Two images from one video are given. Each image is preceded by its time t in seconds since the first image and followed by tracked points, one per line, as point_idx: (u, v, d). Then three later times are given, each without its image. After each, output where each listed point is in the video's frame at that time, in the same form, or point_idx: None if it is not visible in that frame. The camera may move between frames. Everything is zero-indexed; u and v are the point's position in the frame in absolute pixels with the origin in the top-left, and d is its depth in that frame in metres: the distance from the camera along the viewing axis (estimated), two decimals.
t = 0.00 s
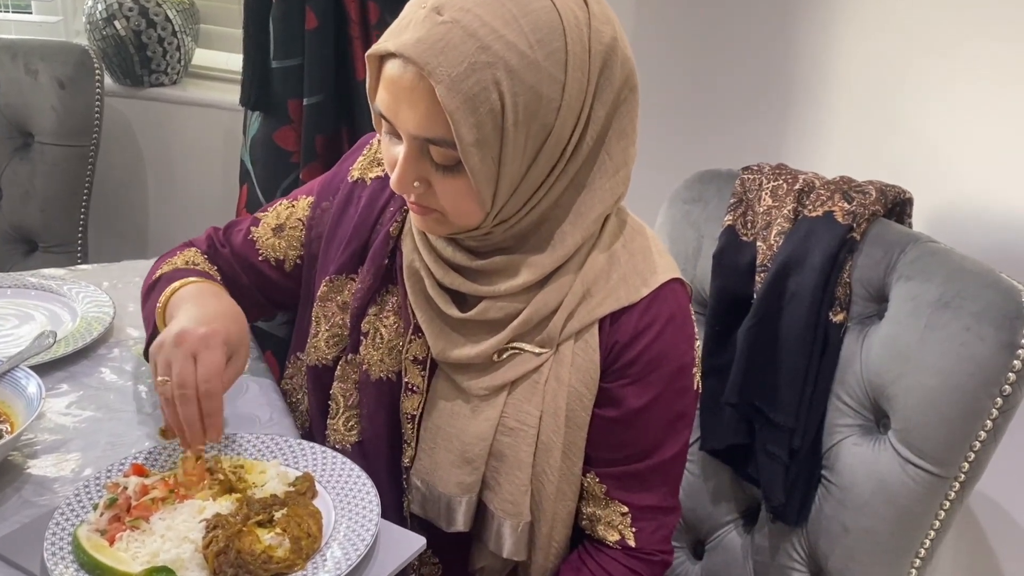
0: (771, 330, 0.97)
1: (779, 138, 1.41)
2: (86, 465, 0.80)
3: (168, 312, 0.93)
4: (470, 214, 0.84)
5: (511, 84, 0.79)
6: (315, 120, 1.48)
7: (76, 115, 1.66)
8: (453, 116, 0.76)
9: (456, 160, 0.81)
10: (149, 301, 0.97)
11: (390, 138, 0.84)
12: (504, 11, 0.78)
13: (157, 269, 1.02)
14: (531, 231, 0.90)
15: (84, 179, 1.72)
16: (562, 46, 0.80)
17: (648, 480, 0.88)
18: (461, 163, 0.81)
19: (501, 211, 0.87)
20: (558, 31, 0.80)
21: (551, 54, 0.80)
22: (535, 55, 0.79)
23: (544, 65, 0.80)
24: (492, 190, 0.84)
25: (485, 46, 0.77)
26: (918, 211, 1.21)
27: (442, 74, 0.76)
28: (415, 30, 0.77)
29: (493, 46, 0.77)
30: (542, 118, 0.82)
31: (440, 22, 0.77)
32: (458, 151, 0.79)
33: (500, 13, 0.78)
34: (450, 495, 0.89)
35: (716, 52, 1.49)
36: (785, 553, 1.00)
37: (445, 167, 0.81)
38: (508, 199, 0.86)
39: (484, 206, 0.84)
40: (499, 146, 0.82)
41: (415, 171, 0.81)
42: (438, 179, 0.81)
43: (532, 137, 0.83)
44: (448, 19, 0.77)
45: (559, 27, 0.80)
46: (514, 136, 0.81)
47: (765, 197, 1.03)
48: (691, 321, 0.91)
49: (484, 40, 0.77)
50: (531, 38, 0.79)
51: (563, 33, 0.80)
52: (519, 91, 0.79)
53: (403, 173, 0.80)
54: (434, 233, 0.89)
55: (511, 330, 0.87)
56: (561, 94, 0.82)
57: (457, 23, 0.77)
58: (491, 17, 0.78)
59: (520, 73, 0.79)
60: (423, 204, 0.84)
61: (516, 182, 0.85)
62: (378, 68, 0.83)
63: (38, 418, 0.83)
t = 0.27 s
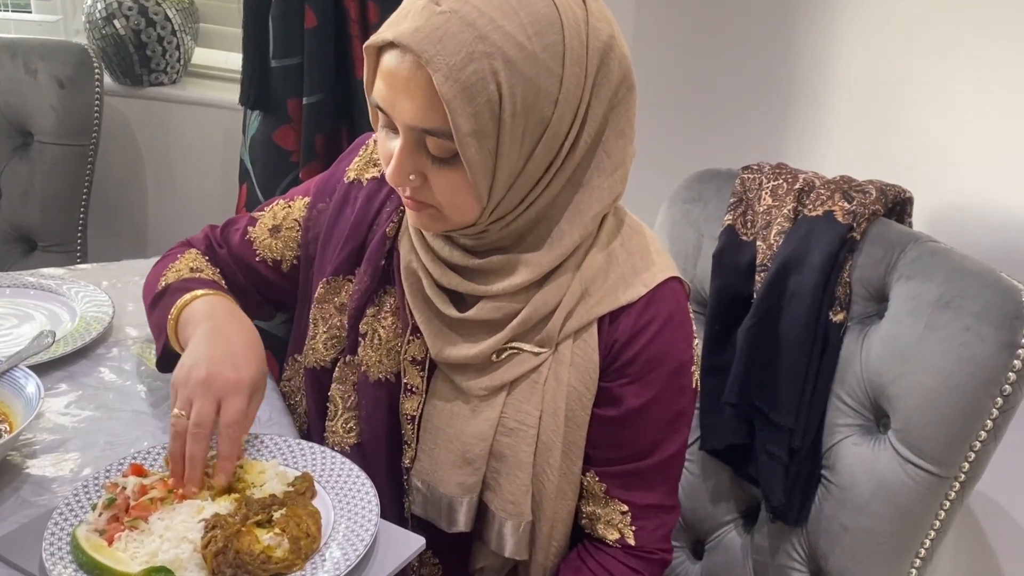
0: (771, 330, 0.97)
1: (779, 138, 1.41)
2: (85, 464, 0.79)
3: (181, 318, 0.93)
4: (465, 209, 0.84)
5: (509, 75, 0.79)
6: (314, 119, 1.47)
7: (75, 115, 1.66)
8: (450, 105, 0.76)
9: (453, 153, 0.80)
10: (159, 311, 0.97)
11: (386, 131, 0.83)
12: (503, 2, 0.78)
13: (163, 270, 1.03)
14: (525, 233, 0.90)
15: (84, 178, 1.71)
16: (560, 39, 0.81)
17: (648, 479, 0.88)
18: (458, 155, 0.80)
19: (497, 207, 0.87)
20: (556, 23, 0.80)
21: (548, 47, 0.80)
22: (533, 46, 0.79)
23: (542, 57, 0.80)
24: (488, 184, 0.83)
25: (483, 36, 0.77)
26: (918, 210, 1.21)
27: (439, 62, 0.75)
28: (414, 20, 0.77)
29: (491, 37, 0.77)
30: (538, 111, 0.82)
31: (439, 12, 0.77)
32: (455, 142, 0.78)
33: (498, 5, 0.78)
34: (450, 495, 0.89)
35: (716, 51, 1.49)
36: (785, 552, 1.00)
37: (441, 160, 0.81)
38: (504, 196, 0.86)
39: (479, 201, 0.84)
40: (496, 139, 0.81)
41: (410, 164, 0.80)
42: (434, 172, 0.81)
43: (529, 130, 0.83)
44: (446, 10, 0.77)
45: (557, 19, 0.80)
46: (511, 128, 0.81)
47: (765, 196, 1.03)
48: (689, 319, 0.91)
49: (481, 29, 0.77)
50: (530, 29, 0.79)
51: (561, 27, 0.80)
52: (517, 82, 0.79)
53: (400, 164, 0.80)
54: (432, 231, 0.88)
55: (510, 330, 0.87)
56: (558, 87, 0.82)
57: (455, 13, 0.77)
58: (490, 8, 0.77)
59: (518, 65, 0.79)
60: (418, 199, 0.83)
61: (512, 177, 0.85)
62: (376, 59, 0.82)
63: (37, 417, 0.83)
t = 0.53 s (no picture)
0: (770, 329, 0.97)
1: (779, 137, 1.41)
2: (84, 463, 0.79)
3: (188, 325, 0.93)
4: (450, 190, 0.83)
5: (498, 46, 0.79)
6: (314, 118, 1.47)
7: (75, 114, 1.66)
8: (438, 68, 0.76)
9: (438, 124, 0.80)
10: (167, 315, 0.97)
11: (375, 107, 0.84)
12: None
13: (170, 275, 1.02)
14: (511, 233, 0.90)
15: (84, 177, 1.71)
16: (550, 20, 0.81)
17: (647, 479, 0.88)
18: (444, 128, 0.80)
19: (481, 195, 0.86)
20: (548, 7, 0.81)
21: (538, 25, 0.81)
22: (522, 22, 0.80)
23: (533, 32, 0.80)
24: (474, 164, 0.83)
25: (473, 5, 0.78)
26: (918, 209, 1.21)
27: (429, 26, 0.76)
28: None
29: (482, 7, 0.78)
30: (525, 90, 0.82)
31: None
32: (442, 108, 0.78)
33: None
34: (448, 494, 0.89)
35: (716, 50, 1.49)
36: (785, 552, 1.00)
37: (427, 133, 0.81)
38: (490, 179, 0.85)
39: (466, 179, 0.83)
40: (484, 113, 0.81)
41: (395, 133, 0.80)
42: (420, 146, 0.81)
43: (517, 108, 0.83)
44: None
45: (549, 7, 0.81)
46: (497, 103, 0.81)
47: (764, 195, 1.03)
48: (685, 319, 0.91)
49: None
50: (518, 5, 0.80)
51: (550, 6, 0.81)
52: (505, 56, 0.79)
53: (387, 135, 0.80)
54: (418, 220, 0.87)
55: (506, 331, 0.87)
56: (548, 67, 0.82)
57: None
58: None
59: (507, 36, 0.79)
60: (402, 178, 0.82)
61: (497, 161, 0.85)
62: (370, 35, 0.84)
63: (35, 416, 0.83)
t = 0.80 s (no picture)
0: (771, 328, 0.97)
1: (780, 135, 1.41)
2: (85, 461, 0.79)
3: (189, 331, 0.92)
4: (442, 181, 0.84)
5: (491, 32, 0.79)
6: (315, 116, 1.47)
7: (76, 112, 1.66)
8: (430, 53, 0.77)
9: (431, 112, 0.81)
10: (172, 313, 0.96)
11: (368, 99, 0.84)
12: None
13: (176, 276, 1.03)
14: (504, 233, 0.90)
15: (84, 175, 1.71)
16: (545, 12, 0.82)
17: (646, 479, 0.88)
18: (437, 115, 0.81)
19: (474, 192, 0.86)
20: None
21: (533, 14, 0.81)
22: (516, 11, 0.80)
23: (527, 22, 0.81)
24: (467, 154, 0.83)
25: None
26: (918, 208, 1.20)
27: (422, 11, 0.77)
28: None
29: None
30: (519, 80, 0.82)
31: None
32: (434, 95, 0.78)
33: None
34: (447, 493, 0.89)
35: (717, 48, 1.48)
36: (785, 551, 1.00)
37: (421, 120, 0.81)
38: (482, 173, 0.85)
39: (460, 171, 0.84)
40: (477, 102, 0.81)
41: (387, 120, 0.80)
42: (412, 134, 0.81)
43: (510, 99, 0.83)
44: None
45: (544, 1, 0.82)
46: (490, 93, 0.81)
47: (765, 193, 1.03)
48: (683, 318, 0.91)
49: None
50: None
51: None
52: (498, 44, 0.79)
53: (379, 124, 0.80)
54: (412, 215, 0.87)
55: (503, 334, 0.87)
56: (542, 58, 0.82)
57: None
58: None
59: (500, 22, 0.79)
60: (395, 169, 0.82)
61: (490, 154, 0.85)
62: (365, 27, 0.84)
63: (36, 414, 0.83)
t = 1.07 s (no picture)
0: (774, 328, 0.97)
1: (783, 135, 1.40)
2: (86, 461, 0.79)
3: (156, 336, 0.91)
4: (441, 193, 0.83)
5: (484, 41, 0.79)
6: (316, 114, 1.47)
7: (77, 110, 1.65)
8: (421, 66, 0.76)
9: (426, 124, 0.80)
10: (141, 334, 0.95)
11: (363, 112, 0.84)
12: None
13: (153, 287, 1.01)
14: (505, 235, 0.89)
15: (86, 174, 1.71)
16: (536, 15, 0.81)
17: (650, 480, 0.88)
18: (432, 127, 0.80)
19: (475, 198, 0.86)
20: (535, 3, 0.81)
21: (525, 19, 0.80)
22: (508, 17, 0.80)
23: (519, 28, 0.80)
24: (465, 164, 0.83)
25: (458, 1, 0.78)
26: (922, 207, 1.20)
27: (411, 24, 0.76)
28: None
29: (467, 3, 0.78)
30: (514, 86, 0.82)
31: None
32: (428, 108, 0.78)
33: None
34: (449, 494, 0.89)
35: (720, 47, 1.48)
36: (788, 551, 0.99)
37: (415, 132, 0.81)
38: (482, 181, 0.85)
39: (458, 181, 0.83)
40: (472, 111, 0.81)
41: (385, 135, 0.80)
42: (408, 147, 0.80)
43: (506, 105, 0.82)
44: None
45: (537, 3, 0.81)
46: (485, 103, 0.81)
47: (769, 193, 1.02)
48: (685, 319, 0.90)
49: None
50: None
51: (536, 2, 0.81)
52: (491, 51, 0.79)
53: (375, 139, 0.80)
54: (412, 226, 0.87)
55: (504, 337, 0.86)
56: (536, 63, 0.82)
57: None
58: None
59: (492, 30, 0.79)
60: (392, 182, 0.82)
61: (488, 162, 0.84)
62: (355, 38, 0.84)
63: (37, 413, 0.83)
